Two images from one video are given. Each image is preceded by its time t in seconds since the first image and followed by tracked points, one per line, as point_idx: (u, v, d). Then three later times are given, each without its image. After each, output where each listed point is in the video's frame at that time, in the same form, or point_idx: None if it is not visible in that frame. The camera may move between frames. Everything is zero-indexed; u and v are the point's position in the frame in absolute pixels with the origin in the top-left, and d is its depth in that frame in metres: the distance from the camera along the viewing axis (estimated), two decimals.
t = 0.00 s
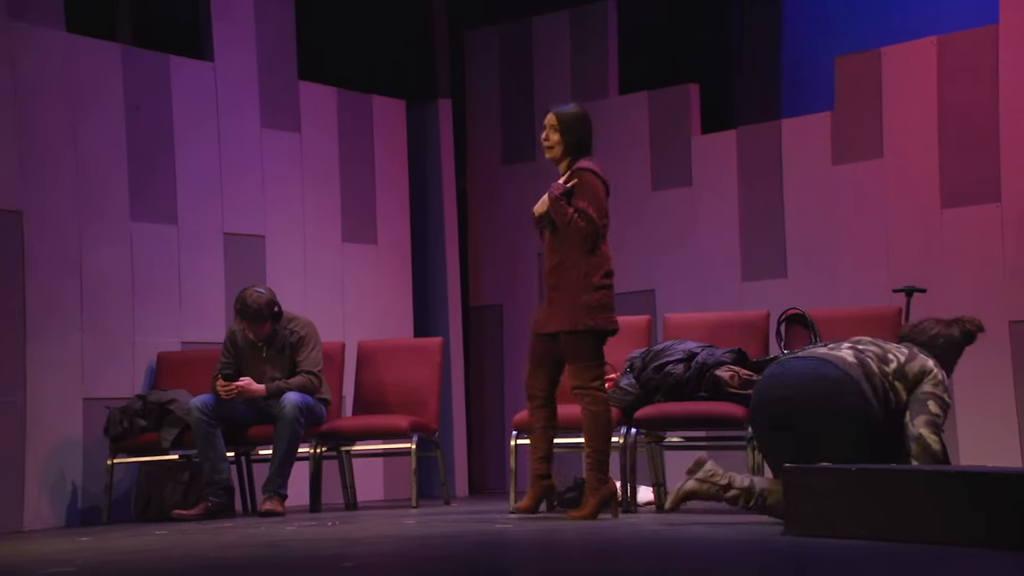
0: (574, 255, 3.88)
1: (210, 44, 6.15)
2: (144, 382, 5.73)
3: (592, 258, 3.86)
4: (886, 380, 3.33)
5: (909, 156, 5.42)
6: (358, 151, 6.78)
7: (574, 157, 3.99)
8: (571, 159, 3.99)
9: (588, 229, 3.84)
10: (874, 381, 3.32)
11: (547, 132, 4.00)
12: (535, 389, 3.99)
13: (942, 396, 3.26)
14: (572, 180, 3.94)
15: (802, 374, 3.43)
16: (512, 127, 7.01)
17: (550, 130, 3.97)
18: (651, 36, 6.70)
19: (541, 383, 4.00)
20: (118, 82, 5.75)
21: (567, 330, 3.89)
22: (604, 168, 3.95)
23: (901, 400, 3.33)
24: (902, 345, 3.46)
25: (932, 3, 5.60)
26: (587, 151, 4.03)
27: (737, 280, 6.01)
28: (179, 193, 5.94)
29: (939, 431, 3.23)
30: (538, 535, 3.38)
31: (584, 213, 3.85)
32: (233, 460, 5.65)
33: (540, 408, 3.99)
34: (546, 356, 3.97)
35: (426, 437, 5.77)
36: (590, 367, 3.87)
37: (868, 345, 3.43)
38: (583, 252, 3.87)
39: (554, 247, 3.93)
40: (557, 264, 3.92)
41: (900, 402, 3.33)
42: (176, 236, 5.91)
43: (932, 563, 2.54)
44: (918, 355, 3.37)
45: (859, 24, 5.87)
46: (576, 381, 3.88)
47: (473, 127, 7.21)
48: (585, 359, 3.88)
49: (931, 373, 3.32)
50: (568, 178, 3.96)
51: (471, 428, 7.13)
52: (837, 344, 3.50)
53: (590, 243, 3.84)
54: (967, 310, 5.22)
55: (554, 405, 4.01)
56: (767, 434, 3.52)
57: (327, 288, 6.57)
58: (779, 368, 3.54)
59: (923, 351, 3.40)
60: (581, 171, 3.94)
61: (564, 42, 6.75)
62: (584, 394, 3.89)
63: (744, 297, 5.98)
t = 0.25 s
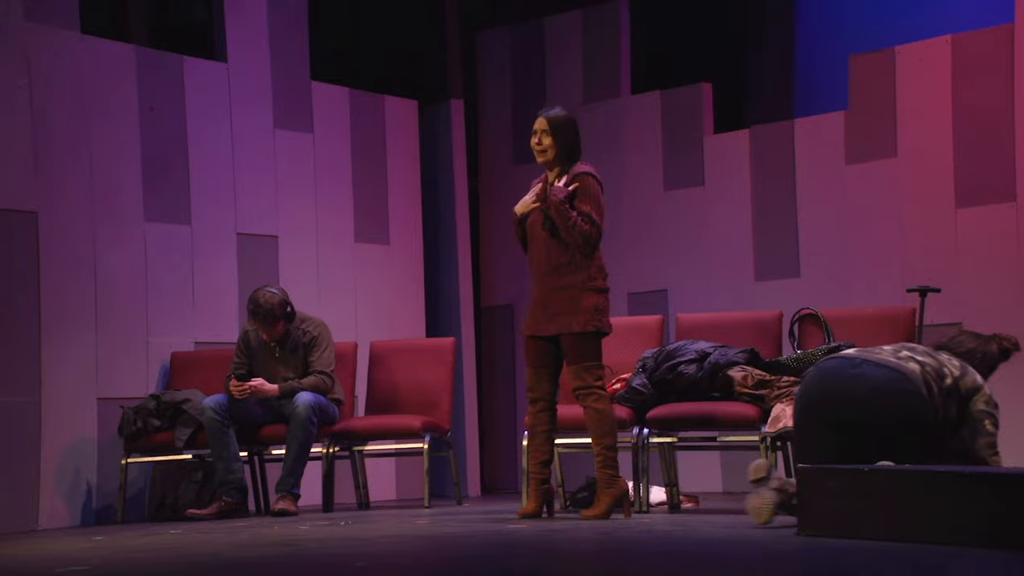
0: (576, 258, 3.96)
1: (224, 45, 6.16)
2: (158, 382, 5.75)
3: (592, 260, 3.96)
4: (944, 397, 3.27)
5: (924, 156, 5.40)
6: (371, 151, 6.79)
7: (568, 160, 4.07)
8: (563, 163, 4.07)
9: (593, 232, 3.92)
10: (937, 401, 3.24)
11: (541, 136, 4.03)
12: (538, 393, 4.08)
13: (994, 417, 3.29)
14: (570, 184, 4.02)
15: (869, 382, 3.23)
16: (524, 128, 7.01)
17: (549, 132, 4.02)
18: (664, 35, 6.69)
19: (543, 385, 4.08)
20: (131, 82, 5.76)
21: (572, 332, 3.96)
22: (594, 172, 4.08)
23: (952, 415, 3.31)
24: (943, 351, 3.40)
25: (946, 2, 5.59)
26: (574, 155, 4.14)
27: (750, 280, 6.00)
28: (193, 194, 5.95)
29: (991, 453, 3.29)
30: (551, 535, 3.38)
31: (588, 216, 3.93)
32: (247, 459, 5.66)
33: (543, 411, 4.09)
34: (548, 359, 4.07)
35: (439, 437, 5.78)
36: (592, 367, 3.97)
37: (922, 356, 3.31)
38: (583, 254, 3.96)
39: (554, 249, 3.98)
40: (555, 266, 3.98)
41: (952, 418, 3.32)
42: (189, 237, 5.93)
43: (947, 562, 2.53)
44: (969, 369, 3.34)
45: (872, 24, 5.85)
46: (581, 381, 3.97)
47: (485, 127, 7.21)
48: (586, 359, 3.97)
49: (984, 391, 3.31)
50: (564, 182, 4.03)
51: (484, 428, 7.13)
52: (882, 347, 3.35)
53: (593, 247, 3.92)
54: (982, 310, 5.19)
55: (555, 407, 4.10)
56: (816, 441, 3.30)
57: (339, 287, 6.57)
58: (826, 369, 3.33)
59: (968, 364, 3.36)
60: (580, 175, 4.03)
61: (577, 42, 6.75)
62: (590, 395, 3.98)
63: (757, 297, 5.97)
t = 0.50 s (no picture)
0: (583, 258, 3.98)
1: (235, 44, 6.17)
2: (170, 382, 5.76)
3: (595, 260, 4.01)
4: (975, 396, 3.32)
5: (936, 155, 5.39)
6: (381, 150, 6.80)
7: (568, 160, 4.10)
8: (563, 163, 4.10)
9: (601, 232, 3.96)
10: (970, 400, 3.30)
11: (544, 137, 4.04)
12: (542, 391, 4.11)
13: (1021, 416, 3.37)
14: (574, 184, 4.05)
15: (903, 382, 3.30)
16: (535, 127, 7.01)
17: (553, 133, 4.04)
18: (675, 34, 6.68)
19: (546, 383, 4.11)
20: (143, 82, 5.78)
21: (578, 332, 3.99)
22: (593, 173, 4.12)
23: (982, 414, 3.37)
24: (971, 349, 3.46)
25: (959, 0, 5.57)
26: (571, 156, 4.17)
27: (761, 279, 5.99)
28: (204, 193, 5.96)
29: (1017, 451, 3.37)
30: (563, 535, 3.38)
31: (596, 216, 3.96)
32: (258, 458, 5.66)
33: (549, 409, 4.12)
34: (550, 358, 4.11)
35: (450, 436, 5.78)
36: (592, 366, 4.02)
37: (952, 356, 3.37)
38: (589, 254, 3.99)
39: (561, 250, 4.00)
40: (563, 266, 4.00)
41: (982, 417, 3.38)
42: (201, 236, 5.94)
43: (958, 562, 2.52)
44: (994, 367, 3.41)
45: (885, 23, 5.84)
46: (582, 380, 4.01)
47: (496, 126, 7.21)
48: (587, 357, 4.01)
49: (1009, 391, 3.37)
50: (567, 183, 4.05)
51: (494, 427, 7.13)
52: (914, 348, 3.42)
53: (602, 246, 3.95)
54: (995, 309, 5.17)
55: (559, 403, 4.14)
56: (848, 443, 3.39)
57: (350, 286, 6.57)
58: (863, 370, 3.41)
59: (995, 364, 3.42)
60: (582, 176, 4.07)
61: (588, 41, 6.74)
62: (592, 395, 4.03)
63: (768, 296, 5.96)
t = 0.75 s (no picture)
0: (592, 256, 3.99)
1: (244, 45, 6.18)
2: (178, 382, 5.77)
3: (603, 259, 4.01)
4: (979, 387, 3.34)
5: (945, 154, 5.37)
6: (389, 149, 6.80)
7: (575, 160, 4.10)
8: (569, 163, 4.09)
9: (611, 228, 3.97)
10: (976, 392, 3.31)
11: (550, 137, 4.04)
12: (550, 390, 4.11)
13: None
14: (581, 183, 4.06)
15: (912, 386, 3.29)
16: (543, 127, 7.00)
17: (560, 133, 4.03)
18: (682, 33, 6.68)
19: (554, 383, 4.11)
20: (151, 82, 5.78)
21: (587, 331, 3.98)
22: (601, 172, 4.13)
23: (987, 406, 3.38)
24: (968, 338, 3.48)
25: None
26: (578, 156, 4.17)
27: (769, 278, 5.98)
28: (212, 193, 5.97)
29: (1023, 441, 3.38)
30: (570, 535, 3.38)
31: (604, 212, 3.98)
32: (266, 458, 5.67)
33: (557, 408, 4.12)
34: (555, 357, 4.10)
35: (458, 436, 5.78)
36: (597, 368, 4.02)
37: (954, 347, 3.38)
38: (597, 252, 3.99)
39: (570, 249, 4.00)
40: (572, 265, 4.00)
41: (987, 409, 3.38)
42: (209, 236, 5.95)
43: (968, 563, 2.51)
44: (993, 353, 3.42)
45: (893, 22, 5.82)
46: (589, 381, 4.01)
47: (504, 126, 7.21)
48: (593, 357, 4.02)
49: (1011, 379, 3.39)
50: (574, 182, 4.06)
51: (502, 426, 7.13)
52: (918, 342, 3.42)
53: (611, 243, 3.96)
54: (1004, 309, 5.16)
55: (567, 402, 4.15)
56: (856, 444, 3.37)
57: (358, 286, 6.58)
58: (871, 373, 3.40)
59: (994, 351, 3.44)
60: (588, 175, 4.09)
61: (596, 41, 6.74)
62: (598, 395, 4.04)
63: (776, 296, 5.96)
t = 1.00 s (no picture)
0: (593, 255, 3.99)
1: (245, 44, 6.18)
2: (179, 381, 5.77)
3: (604, 256, 4.01)
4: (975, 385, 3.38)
5: (947, 154, 5.37)
6: (390, 148, 6.80)
7: (574, 158, 4.10)
8: (569, 161, 4.10)
9: (612, 227, 3.97)
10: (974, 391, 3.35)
11: (549, 135, 4.04)
12: (553, 389, 4.11)
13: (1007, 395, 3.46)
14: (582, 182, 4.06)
15: (925, 397, 3.28)
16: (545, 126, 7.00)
17: (560, 130, 4.03)
18: (684, 32, 6.67)
19: (558, 381, 4.11)
20: (153, 80, 5.78)
21: (589, 330, 3.98)
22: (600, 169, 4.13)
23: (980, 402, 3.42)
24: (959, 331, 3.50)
25: None
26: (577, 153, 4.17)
27: (770, 278, 5.98)
28: (213, 192, 5.97)
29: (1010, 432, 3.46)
30: (570, 534, 3.38)
31: (605, 211, 3.98)
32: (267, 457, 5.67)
33: (560, 407, 4.12)
34: (556, 356, 4.10)
35: (459, 435, 5.77)
36: (601, 368, 4.02)
37: (951, 345, 3.40)
38: (598, 251, 4.00)
39: (572, 248, 4.00)
40: (572, 264, 4.00)
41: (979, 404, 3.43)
42: (210, 235, 5.95)
43: (972, 562, 2.51)
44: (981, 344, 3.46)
45: (895, 21, 5.82)
46: (593, 381, 4.01)
47: (505, 125, 7.21)
48: (596, 358, 4.02)
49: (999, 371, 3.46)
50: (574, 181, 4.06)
51: (503, 425, 7.14)
52: (919, 344, 3.40)
53: (612, 242, 3.96)
54: (1006, 308, 5.16)
55: (570, 401, 4.14)
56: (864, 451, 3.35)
57: (358, 286, 6.58)
58: (880, 383, 3.37)
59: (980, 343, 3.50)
60: (588, 173, 4.09)
61: (597, 39, 6.73)
62: (601, 395, 4.04)
63: (777, 295, 5.95)
